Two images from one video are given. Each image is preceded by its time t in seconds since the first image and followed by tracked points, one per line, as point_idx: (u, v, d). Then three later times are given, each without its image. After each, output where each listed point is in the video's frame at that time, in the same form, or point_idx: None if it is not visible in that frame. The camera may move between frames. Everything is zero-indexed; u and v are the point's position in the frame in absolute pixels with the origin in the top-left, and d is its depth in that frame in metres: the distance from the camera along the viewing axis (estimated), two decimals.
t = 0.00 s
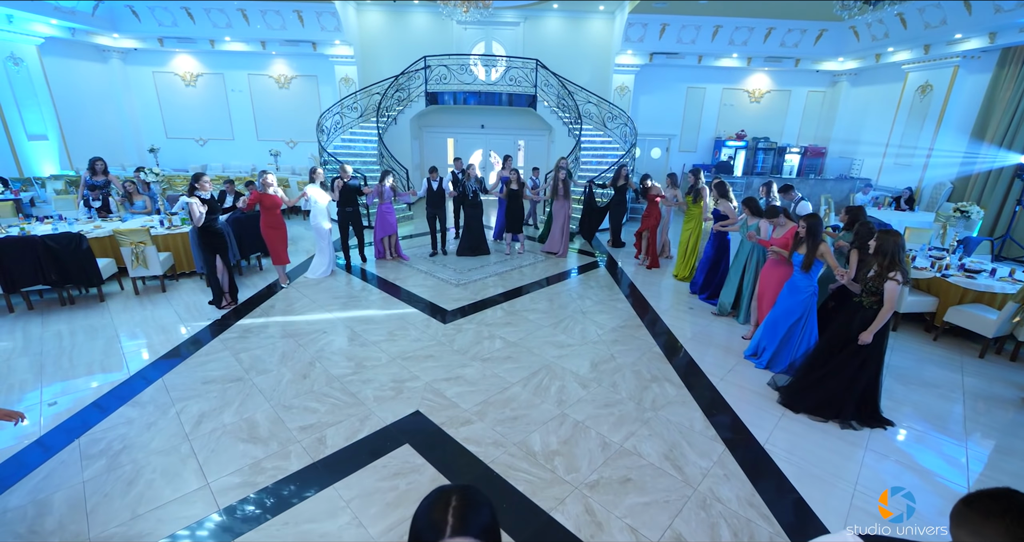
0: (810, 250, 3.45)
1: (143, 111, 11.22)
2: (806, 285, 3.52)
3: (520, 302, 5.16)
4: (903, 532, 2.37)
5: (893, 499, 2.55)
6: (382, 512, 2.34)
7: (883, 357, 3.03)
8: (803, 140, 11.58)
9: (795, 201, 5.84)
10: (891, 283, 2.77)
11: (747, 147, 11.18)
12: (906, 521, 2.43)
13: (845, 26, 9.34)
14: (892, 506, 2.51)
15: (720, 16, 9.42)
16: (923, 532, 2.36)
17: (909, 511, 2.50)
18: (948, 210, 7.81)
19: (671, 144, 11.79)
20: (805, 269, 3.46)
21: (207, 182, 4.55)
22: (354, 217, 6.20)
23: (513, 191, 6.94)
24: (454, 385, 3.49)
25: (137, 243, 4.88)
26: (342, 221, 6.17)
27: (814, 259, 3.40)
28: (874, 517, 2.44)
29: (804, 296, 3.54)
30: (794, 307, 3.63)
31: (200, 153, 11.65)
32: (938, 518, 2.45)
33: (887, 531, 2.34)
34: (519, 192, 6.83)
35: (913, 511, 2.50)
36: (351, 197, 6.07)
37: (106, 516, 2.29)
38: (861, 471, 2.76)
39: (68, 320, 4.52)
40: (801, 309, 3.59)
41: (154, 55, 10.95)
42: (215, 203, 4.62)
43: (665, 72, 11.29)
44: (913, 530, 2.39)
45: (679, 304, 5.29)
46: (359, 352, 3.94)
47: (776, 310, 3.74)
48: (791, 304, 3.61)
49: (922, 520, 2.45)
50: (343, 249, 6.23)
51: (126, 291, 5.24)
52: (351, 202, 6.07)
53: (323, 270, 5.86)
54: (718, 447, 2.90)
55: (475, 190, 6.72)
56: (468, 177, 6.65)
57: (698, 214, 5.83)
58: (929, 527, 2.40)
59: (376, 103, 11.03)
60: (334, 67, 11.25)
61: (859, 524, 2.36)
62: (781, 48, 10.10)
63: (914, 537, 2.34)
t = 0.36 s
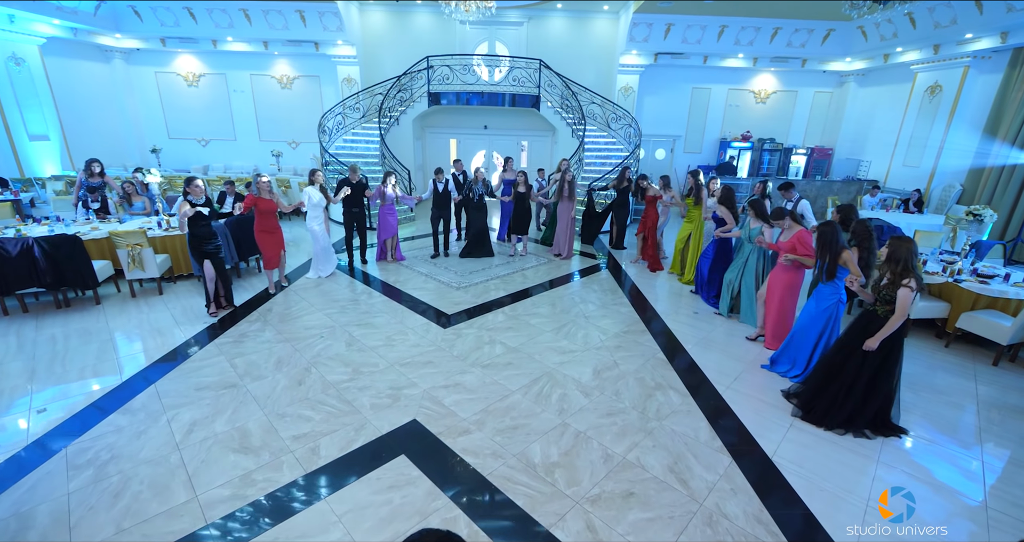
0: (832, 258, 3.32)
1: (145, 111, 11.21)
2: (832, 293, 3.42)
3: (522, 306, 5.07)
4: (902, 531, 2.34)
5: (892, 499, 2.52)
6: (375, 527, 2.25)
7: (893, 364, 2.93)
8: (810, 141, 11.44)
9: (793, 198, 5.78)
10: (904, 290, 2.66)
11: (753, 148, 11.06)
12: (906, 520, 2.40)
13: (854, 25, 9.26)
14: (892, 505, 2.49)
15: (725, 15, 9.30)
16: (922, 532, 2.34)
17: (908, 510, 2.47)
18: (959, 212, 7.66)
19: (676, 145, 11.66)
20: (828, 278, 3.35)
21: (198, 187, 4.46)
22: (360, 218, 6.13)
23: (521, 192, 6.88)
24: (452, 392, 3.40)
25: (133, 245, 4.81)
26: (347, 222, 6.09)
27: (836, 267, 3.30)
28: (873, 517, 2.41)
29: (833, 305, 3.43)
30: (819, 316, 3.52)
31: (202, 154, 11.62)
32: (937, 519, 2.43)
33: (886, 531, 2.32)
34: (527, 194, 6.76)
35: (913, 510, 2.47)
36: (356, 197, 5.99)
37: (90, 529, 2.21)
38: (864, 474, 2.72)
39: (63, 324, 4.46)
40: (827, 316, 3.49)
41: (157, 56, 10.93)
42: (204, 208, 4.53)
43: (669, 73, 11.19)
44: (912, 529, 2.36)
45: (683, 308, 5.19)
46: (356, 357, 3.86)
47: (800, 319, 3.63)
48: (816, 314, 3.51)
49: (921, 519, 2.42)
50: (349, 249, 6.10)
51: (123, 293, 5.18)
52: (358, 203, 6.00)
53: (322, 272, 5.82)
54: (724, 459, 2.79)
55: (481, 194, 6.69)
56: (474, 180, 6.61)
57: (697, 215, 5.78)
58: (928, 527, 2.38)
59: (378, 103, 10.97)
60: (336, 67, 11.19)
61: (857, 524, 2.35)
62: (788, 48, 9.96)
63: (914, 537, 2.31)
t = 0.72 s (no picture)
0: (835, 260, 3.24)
1: (147, 113, 11.21)
2: (836, 295, 3.37)
3: (523, 308, 5.01)
4: (902, 531, 2.35)
5: (893, 499, 2.53)
6: (371, 538, 2.20)
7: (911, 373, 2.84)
8: (814, 142, 11.36)
9: (790, 196, 5.74)
10: (915, 294, 2.60)
11: (757, 148, 10.99)
12: (905, 520, 2.41)
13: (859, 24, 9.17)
14: (892, 506, 2.49)
15: (729, 14, 9.24)
16: (922, 533, 2.34)
17: (908, 510, 2.47)
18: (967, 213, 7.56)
19: (678, 145, 11.60)
20: (834, 280, 3.30)
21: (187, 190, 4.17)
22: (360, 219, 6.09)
23: (523, 193, 6.83)
24: (452, 398, 3.34)
25: (132, 247, 4.78)
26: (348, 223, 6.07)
27: (841, 269, 3.23)
28: (873, 517, 2.42)
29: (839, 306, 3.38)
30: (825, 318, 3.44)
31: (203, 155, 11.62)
32: (937, 518, 2.43)
33: (886, 532, 2.32)
34: (529, 195, 6.73)
35: (913, 510, 2.48)
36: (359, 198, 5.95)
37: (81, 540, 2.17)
38: (864, 474, 2.72)
39: (60, 327, 4.43)
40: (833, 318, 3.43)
41: (159, 57, 10.93)
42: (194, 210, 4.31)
43: (672, 73, 11.12)
44: (911, 529, 2.37)
45: (686, 310, 5.12)
46: (355, 361, 3.81)
47: (803, 323, 3.55)
48: (822, 318, 3.42)
49: (921, 520, 2.43)
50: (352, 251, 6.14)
51: (121, 296, 5.14)
52: (357, 203, 5.95)
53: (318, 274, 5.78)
54: (729, 468, 2.73)
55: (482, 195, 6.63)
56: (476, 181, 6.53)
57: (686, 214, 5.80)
58: (928, 527, 2.38)
59: (380, 104, 10.95)
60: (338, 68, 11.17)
61: (858, 525, 2.35)
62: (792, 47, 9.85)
63: (913, 537, 2.31)
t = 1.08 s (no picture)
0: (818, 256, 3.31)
1: (151, 113, 11.25)
2: (815, 290, 3.46)
3: (525, 310, 4.98)
4: (901, 531, 2.34)
5: (893, 500, 2.52)
6: None
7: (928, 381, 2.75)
8: (819, 142, 11.29)
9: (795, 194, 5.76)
10: (927, 299, 2.56)
11: (761, 148, 10.91)
12: (906, 520, 2.39)
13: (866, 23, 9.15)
14: (892, 506, 2.48)
15: (733, 13, 9.18)
16: (922, 532, 2.33)
17: (908, 511, 2.46)
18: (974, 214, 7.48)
19: (682, 146, 11.54)
20: (817, 275, 3.35)
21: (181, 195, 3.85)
22: (354, 222, 6.05)
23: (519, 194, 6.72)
24: (453, 400, 3.32)
25: (134, 248, 4.79)
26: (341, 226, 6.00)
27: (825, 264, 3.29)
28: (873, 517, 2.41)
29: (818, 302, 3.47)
30: (807, 311, 3.56)
31: (206, 155, 11.64)
32: (938, 519, 2.42)
33: (886, 531, 2.31)
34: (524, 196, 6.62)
35: (913, 511, 2.46)
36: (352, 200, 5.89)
37: None
38: (866, 475, 2.70)
39: (62, 327, 4.43)
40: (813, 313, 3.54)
41: (162, 58, 10.96)
42: (189, 215, 3.98)
43: (676, 73, 11.07)
44: (911, 528, 2.36)
45: (689, 312, 5.07)
46: (356, 363, 3.79)
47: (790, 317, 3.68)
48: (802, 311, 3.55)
49: (921, 520, 2.41)
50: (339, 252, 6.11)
51: (123, 297, 5.15)
52: (353, 205, 5.91)
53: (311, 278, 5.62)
54: (734, 472, 2.69)
55: (477, 195, 6.46)
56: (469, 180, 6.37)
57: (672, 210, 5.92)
58: (928, 527, 2.37)
59: (382, 104, 10.95)
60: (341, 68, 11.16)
61: (857, 524, 2.34)
62: (798, 47, 9.75)
63: (914, 537, 2.30)
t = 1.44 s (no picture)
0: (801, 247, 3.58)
1: (152, 114, 11.26)
2: (795, 281, 3.69)
3: (526, 311, 4.97)
4: (902, 530, 2.34)
5: (893, 500, 2.51)
6: None
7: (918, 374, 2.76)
8: (821, 142, 11.26)
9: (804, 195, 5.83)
10: (906, 296, 2.56)
11: (763, 149, 10.87)
12: (906, 520, 2.39)
13: (867, 23, 9.14)
14: (892, 506, 2.48)
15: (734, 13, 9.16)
16: (922, 532, 2.33)
17: (908, 510, 2.46)
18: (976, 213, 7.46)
19: (683, 146, 11.52)
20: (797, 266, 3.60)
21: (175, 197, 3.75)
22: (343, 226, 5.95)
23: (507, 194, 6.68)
24: (454, 401, 3.31)
25: (135, 248, 4.80)
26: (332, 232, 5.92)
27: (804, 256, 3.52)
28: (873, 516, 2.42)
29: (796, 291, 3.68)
30: (786, 302, 3.76)
31: (208, 156, 11.65)
32: (939, 519, 2.41)
33: (886, 531, 2.31)
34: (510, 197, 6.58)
35: (913, 511, 2.46)
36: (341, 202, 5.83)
37: None
38: (866, 476, 2.70)
39: (63, 328, 4.43)
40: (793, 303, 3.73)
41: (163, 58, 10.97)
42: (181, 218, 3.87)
43: (677, 73, 11.04)
44: (912, 528, 2.35)
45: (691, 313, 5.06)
46: (357, 364, 3.79)
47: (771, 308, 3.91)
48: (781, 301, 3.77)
49: (922, 520, 2.41)
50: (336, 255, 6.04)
51: (124, 298, 5.15)
52: (340, 209, 5.84)
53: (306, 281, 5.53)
54: (736, 474, 2.68)
55: (466, 197, 6.37)
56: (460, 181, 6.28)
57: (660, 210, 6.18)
58: (928, 527, 2.36)
59: (383, 104, 10.97)
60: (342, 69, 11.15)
61: (858, 524, 2.34)
62: (799, 46, 9.75)
63: (914, 536, 2.30)
